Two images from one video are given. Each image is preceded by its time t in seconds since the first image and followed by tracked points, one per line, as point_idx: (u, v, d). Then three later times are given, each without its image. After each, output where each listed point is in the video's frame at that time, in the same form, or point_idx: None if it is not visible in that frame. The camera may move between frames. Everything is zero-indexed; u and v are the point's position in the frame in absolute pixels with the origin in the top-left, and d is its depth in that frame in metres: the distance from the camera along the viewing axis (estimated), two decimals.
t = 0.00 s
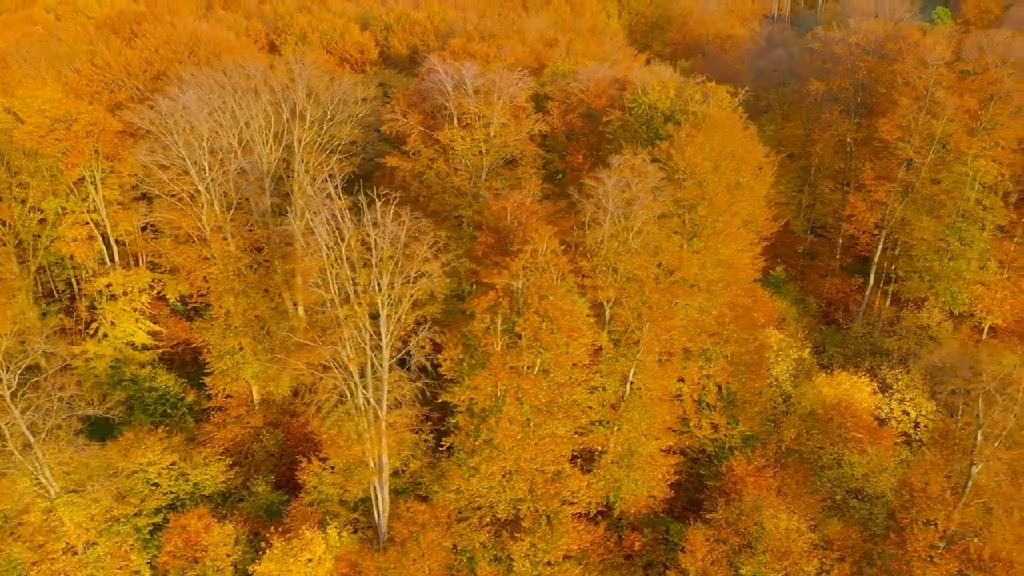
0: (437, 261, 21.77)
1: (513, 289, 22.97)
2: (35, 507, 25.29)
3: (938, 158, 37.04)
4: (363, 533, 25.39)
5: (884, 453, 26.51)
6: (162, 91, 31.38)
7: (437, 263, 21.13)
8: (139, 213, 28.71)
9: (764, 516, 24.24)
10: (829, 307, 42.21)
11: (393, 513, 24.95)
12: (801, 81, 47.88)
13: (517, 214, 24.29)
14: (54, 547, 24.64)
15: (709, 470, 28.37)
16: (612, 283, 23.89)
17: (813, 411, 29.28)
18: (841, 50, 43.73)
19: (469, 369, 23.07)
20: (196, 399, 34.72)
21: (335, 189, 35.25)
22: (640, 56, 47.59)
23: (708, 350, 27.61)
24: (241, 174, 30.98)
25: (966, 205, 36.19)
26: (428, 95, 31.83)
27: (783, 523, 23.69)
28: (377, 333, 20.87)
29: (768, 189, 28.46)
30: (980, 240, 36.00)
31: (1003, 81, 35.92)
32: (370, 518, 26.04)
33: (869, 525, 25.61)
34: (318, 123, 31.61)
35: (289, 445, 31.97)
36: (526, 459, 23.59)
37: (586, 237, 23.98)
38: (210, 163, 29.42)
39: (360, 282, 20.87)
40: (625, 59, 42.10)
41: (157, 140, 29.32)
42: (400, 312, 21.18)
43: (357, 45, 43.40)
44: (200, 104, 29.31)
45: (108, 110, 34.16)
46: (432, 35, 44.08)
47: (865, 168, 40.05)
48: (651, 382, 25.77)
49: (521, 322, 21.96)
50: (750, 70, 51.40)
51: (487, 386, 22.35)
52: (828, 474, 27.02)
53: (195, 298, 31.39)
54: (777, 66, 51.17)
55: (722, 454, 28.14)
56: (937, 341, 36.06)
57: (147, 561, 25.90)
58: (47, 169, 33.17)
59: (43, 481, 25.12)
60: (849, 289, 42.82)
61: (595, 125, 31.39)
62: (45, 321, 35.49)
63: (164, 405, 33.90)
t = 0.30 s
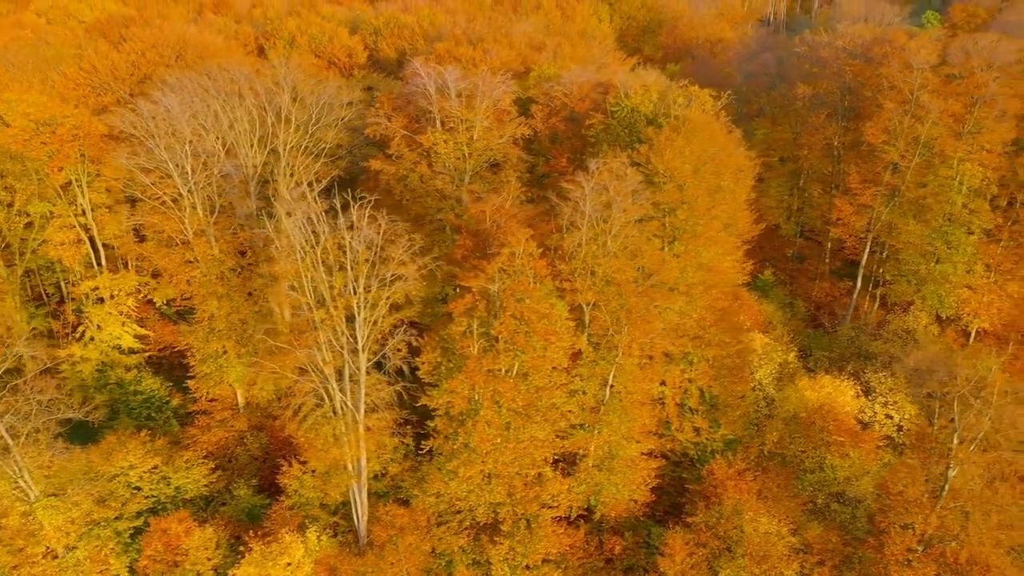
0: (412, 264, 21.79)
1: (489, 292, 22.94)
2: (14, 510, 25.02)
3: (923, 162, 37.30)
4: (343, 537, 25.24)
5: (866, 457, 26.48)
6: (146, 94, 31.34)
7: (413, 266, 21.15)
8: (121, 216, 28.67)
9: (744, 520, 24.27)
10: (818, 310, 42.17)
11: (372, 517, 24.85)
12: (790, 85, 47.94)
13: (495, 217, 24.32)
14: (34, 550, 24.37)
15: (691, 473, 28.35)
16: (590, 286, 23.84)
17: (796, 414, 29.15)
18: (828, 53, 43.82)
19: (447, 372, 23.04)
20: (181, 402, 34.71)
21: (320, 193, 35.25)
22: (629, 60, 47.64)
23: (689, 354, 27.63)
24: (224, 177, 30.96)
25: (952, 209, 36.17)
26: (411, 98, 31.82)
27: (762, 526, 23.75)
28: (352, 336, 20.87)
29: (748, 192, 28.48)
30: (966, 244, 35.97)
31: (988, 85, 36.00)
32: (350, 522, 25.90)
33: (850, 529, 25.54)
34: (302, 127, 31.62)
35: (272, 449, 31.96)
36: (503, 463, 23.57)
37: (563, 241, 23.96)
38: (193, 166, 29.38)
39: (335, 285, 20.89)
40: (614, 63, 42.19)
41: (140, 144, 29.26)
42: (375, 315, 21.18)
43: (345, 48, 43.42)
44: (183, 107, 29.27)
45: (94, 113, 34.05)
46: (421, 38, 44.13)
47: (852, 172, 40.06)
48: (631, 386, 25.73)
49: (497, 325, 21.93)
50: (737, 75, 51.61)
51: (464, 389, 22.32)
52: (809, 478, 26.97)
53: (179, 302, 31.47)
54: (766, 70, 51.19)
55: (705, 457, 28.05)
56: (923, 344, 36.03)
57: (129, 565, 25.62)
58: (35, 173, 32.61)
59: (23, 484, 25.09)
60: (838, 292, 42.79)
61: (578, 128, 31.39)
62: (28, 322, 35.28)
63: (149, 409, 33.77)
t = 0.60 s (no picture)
0: (388, 267, 21.81)
1: (466, 295, 22.94)
2: None
3: (909, 166, 37.21)
4: (323, 541, 25.10)
5: (848, 460, 26.32)
6: (129, 98, 31.39)
7: (389, 270, 21.22)
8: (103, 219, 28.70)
9: (723, 524, 24.29)
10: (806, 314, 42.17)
11: (351, 520, 24.72)
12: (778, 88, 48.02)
13: (475, 221, 24.37)
14: (13, 554, 24.17)
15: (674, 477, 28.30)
16: (568, 290, 23.84)
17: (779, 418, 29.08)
18: (815, 57, 43.92)
19: (425, 375, 23.02)
20: (167, 406, 34.52)
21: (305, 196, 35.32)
22: (618, 64, 47.76)
23: (670, 357, 27.64)
24: (208, 181, 31.00)
25: (938, 212, 36.15)
26: (394, 102, 31.84)
27: (741, 530, 23.77)
28: (328, 339, 20.84)
29: (729, 195, 28.50)
30: (952, 247, 35.95)
31: (972, 89, 36.10)
32: (330, 526, 25.77)
33: (831, 533, 25.44)
34: (286, 131, 31.70)
35: (256, 452, 31.89)
36: (481, 467, 23.56)
37: (542, 245, 23.96)
38: (175, 170, 29.43)
39: (310, 288, 20.90)
40: (601, 66, 42.29)
41: (122, 147, 29.29)
42: (350, 318, 21.17)
43: (334, 53, 43.47)
44: (166, 111, 29.32)
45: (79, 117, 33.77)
46: (409, 42, 44.23)
47: (838, 176, 40.10)
48: (611, 389, 25.71)
49: (473, 329, 21.95)
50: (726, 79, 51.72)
51: (441, 392, 22.29)
52: (791, 482, 26.92)
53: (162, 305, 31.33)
54: (754, 72, 51.16)
55: (687, 461, 28.01)
56: (909, 347, 35.97)
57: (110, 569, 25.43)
58: (21, 177, 32.19)
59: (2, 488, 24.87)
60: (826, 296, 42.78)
61: (562, 131, 31.36)
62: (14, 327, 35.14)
63: (133, 413, 33.58)
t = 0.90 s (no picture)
0: (364, 271, 21.81)
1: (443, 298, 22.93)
2: None
3: (895, 170, 37.14)
4: (303, 544, 24.96)
5: (830, 464, 26.17)
6: (113, 101, 31.37)
7: (365, 273, 21.23)
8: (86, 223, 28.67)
9: (703, 527, 24.26)
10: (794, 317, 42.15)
11: (331, 524, 24.66)
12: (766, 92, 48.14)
13: (454, 224, 24.41)
14: None
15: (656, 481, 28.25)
16: (547, 293, 23.85)
17: (762, 421, 29.01)
18: (802, 61, 44.05)
19: (402, 379, 23.01)
20: (152, 410, 34.16)
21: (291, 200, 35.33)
22: (607, 69, 47.88)
23: (652, 360, 27.64)
24: (192, 184, 30.99)
25: (924, 216, 36.08)
26: (377, 105, 31.86)
27: (720, 533, 23.76)
28: (303, 343, 20.82)
29: (710, 199, 28.53)
30: (938, 251, 35.87)
31: (957, 93, 36.18)
32: (311, 529, 25.64)
33: (811, 537, 25.39)
34: (271, 135, 31.73)
35: (239, 456, 31.76)
36: (459, 470, 23.54)
37: (520, 248, 23.95)
38: (158, 173, 29.42)
39: (285, 291, 20.89)
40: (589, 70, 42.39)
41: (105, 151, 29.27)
42: (326, 322, 21.16)
43: (323, 56, 43.51)
44: (149, 114, 29.32)
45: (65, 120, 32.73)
46: (398, 46, 44.35)
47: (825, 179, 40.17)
48: (591, 392, 25.69)
49: (449, 332, 21.93)
50: (716, 82, 51.81)
51: (418, 396, 22.27)
52: (772, 485, 26.86)
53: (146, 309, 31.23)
54: (743, 76, 51.21)
55: (669, 464, 27.96)
56: (894, 351, 35.94)
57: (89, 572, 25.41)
58: (7, 180, 31.75)
59: None
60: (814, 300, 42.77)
61: (545, 135, 31.38)
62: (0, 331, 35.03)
63: (118, 416, 33.33)
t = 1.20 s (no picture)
0: (341, 274, 21.81)
1: (420, 301, 22.97)
2: None
3: (881, 174, 37.14)
4: (283, 548, 24.88)
5: (812, 468, 26.11)
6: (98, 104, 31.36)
7: (341, 276, 21.27)
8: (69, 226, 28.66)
9: (683, 531, 24.26)
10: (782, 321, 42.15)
11: (310, 527, 24.61)
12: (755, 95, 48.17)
13: (432, 228, 24.50)
14: None
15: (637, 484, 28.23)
16: (525, 296, 23.89)
17: (744, 425, 28.90)
18: (788, 65, 44.20)
19: (380, 382, 23.04)
20: (137, 413, 33.82)
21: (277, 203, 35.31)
22: (596, 73, 48.02)
23: (633, 363, 27.63)
24: (176, 187, 30.98)
25: (910, 220, 35.98)
26: (361, 109, 31.90)
27: (699, 537, 23.81)
28: (279, 346, 20.81)
29: (692, 202, 28.58)
30: (924, 254, 35.78)
31: (942, 97, 36.28)
32: (291, 533, 25.55)
33: (792, 540, 25.41)
34: (255, 138, 31.77)
35: (222, 460, 31.62)
36: (438, 473, 23.55)
37: (498, 251, 23.99)
38: (142, 176, 29.40)
39: (260, 295, 20.88)
40: (576, 74, 42.50)
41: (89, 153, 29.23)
42: (301, 325, 21.17)
43: (311, 60, 43.60)
44: (132, 117, 29.30)
45: (51, 123, 32.56)
46: (386, 49, 44.46)
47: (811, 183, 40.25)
48: (570, 395, 25.63)
49: (425, 335, 21.94)
50: (705, 86, 51.94)
51: (395, 399, 22.27)
52: (753, 489, 26.84)
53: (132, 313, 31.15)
54: (732, 80, 51.32)
55: (651, 467, 27.98)
56: (880, 355, 35.97)
57: None
58: None
59: None
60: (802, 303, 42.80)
61: (528, 139, 31.45)
62: None
63: (103, 420, 33.01)
